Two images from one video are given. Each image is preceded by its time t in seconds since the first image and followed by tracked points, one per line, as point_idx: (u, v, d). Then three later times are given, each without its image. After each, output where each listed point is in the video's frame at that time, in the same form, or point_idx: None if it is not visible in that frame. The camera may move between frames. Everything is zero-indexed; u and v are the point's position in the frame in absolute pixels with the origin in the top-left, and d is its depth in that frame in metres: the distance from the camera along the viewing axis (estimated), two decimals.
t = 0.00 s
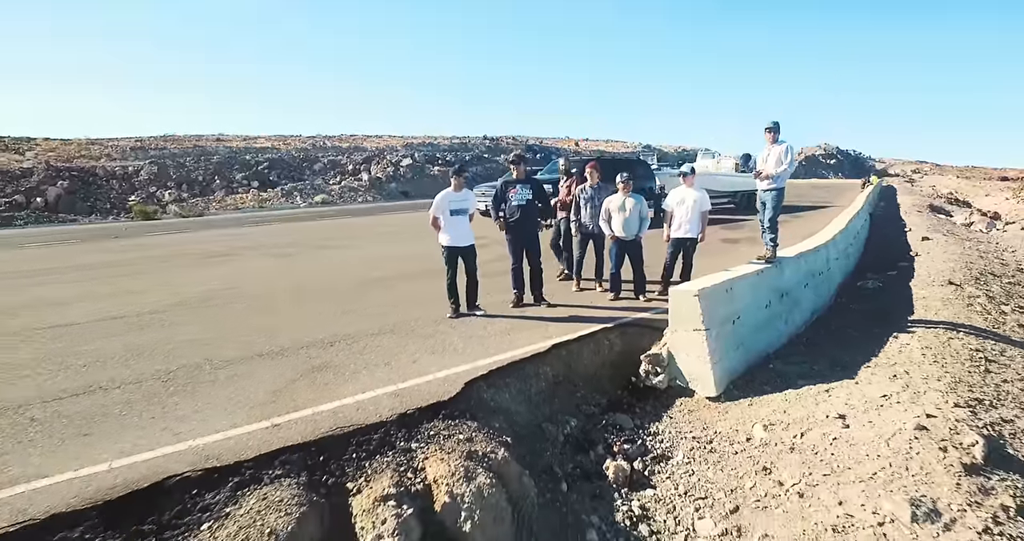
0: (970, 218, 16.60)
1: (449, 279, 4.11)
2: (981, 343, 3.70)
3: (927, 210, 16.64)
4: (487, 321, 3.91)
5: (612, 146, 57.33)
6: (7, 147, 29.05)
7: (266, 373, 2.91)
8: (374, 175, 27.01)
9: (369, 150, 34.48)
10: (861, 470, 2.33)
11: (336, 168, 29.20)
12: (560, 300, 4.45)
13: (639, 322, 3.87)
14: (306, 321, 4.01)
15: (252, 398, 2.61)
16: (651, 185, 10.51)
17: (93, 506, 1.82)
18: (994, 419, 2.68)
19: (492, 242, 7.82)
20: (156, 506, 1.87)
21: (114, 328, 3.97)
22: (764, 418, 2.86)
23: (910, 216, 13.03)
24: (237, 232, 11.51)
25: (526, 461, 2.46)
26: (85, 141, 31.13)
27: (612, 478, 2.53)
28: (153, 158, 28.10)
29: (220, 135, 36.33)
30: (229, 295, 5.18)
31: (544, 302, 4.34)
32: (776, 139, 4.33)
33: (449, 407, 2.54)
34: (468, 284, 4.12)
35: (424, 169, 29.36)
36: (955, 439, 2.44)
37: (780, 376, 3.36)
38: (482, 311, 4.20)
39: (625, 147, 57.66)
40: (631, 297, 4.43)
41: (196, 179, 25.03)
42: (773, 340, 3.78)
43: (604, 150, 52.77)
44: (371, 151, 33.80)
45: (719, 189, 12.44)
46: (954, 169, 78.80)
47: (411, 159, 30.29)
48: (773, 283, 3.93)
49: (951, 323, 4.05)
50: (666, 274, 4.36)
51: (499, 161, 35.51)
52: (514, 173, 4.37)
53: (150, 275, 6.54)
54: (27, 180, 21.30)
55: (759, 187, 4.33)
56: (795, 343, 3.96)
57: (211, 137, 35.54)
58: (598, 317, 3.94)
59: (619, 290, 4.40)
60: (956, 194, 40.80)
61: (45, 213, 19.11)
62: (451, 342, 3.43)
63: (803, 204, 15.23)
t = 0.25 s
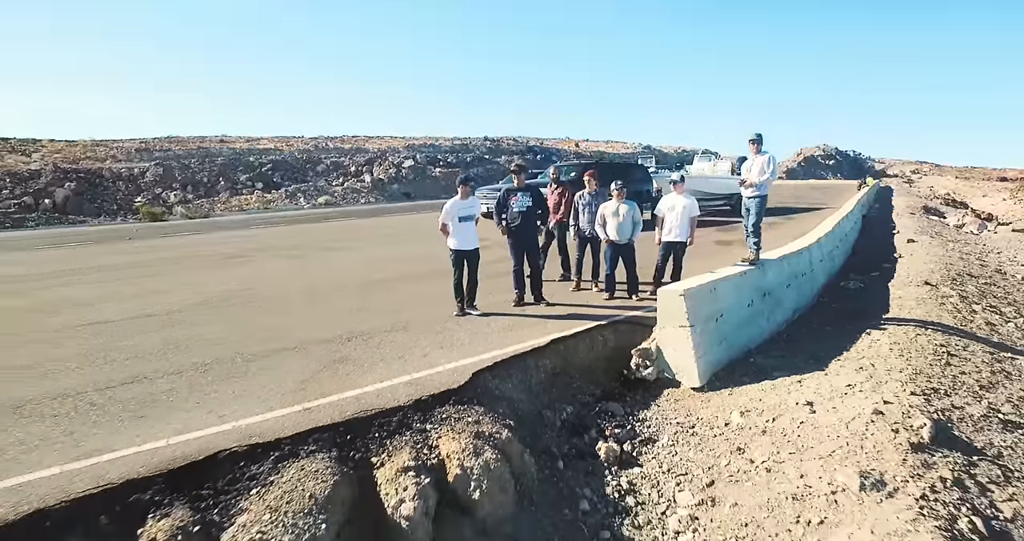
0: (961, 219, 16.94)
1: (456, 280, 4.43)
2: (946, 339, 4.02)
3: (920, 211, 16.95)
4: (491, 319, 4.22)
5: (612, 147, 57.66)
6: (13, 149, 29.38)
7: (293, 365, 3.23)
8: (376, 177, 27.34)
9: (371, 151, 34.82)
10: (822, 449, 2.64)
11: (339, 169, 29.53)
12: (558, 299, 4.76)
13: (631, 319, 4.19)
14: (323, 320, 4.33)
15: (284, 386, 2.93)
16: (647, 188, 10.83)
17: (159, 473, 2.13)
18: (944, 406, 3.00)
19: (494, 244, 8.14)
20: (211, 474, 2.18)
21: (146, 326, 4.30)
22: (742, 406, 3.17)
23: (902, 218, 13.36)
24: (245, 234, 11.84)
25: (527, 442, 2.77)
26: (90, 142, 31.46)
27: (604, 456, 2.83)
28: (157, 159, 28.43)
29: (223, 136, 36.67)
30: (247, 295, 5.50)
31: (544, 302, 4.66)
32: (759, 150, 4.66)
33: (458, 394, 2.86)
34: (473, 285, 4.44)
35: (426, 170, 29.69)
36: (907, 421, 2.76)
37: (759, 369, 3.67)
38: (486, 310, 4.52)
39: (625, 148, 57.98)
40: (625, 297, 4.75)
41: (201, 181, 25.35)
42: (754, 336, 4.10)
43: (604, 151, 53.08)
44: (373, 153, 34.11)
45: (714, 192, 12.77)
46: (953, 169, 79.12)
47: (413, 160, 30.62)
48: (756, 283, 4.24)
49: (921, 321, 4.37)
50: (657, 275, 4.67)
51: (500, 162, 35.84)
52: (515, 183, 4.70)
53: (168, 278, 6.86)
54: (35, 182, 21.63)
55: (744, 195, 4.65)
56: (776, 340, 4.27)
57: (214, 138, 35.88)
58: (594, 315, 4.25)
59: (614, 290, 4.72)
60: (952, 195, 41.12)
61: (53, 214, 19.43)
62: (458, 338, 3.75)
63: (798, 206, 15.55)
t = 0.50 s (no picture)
0: (952, 221, 17.30)
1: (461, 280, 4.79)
2: (910, 334, 4.37)
3: (912, 213, 17.29)
4: (494, 316, 4.58)
5: (612, 147, 58.01)
6: (19, 150, 29.76)
7: (315, 357, 3.59)
8: (379, 178, 27.70)
9: (373, 153, 35.18)
10: (785, 429, 2.99)
11: (342, 170, 29.89)
12: (555, 298, 5.12)
13: (622, 317, 4.54)
14: (337, 317, 4.69)
15: (309, 375, 3.29)
16: (643, 191, 11.19)
17: (211, 445, 2.48)
18: (898, 392, 3.35)
19: (495, 246, 8.50)
20: (253, 447, 2.54)
21: (175, 323, 4.67)
22: (720, 393, 3.52)
23: (892, 219, 13.70)
24: (254, 235, 12.22)
25: (526, 423, 3.12)
26: (96, 144, 31.85)
27: (594, 435, 3.18)
28: (162, 161, 28.81)
29: (226, 138, 37.05)
30: (264, 295, 5.86)
31: (542, 300, 5.01)
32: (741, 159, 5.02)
33: (464, 381, 3.21)
34: (476, 285, 4.80)
35: (427, 171, 30.05)
36: (861, 405, 3.11)
37: (737, 361, 4.02)
38: (488, 308, 4.88)
39: (625, 148, 58.30)
40: (617, 295, 5.10)
41: (206, 182, 25.73)
42: (736, 331, 4.45)
43: (604, 151, 53.42)
44: (375, 154, 34.49)
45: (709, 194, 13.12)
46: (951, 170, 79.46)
47: (415, 162, 30.98)
48: (739, 283, 4.60)
49: (890, 318, 4.73)
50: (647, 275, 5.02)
51: (500, 163, 36.19)
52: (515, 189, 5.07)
53: (185, 279, 7.22)
54: (43, 184, 22.02)
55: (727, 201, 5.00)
56: (757, 335, 4.62)
57: (218, 140, 36.27)
58: (588, 312, 4.61)
59: (607, 289, 5.08)
60: (949, 196, 41.46)
61: (62, 216, 19.80)
62: (463, 333, 4.11)
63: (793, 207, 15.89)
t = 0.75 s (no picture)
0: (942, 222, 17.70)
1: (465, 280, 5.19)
2: (875, 329, 4.77)
3: (903, 214, 17.70)
4: (494, 312, 4.99)
5: (612, 148, 58.41)
6: (26, 152, 30.17)
7: (334, 349, 4.00)
8: (381, 180, 28.11)
9: (374, 154, 35.58)
10: (750, 410, 3.39)
11: (344, 172, 30.29)
12: (551, 296, 5.53)
13: (612, 313, 4.95)
14: (350, 314, 5.10)
15: (330, 364, 3.71)
16: (638, 194, 11.61)
17: (252, 422, 2.89)
18: (855, 380, 3.75)
19: (495, 247, 8.91)
20: (287, 423, 2.94)
21: (201, 320, 5.08)
22: (697, 381, 3.92)
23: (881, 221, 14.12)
24: (262, 237, 12.62)
25: (522, 405, 3.53)
26: (101, 146, 32.25)
27: (584, 416, 3.57)
28: (167, 162, 29.20)
29: (230, 140, 37.45)
30: (279, 294, 6.28)
31: (539, 298, 5.41)
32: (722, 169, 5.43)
33: (467, 369, 3.62)
34: (479, 284, 5.20)
35: (429, 173, 30.45)
36: (819, 390, 3.51)
37: (716, 354, 4.42)
38: (489, 306, 5.28)
39: (625, 149, 58.69)
40: (608, 294, 5.51)
41: (211, 184, 26.13)
42: (716, 327, 4.85)
43: (604, 152, 53.79)
44: (377, 156, 34.90)
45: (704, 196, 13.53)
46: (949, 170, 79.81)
47: (416, 163, 31.37)
48: (719, 282, 4.99)
49: (859, 314, 5.13)
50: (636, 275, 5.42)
51: (500, 164, 36.58)
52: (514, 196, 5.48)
53: (201, 280, 7.63)
54: (52, 186, 22.44)
55: (709, 207, 5.41)
56: (736, 330, 5.02)
57: (222, 141, 36.68)
58: (581, 309, 5.01)
59: (599, 288, 5.48)
60: (945, 197, 41.84)
61: (71, 217, 20.20)
62: (466, 327, 4.52)
63: (786, 209, 16.29)
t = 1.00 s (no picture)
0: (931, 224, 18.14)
1: (466, 279, 5.65)
2: (840, 324, 5.23)
3: (893, 216, 18.15)
4: (493, 309, 5.45)
5: (611, 149, 58.87)
6: (34, 154, 30.66)
7: (348, 342, 4.46)
8: (383, 181, 28.58)
9: (376, 156, 36.03)
10: (718, 393, 3.85)
11: (346, 173, 30.75)
12: (545, 294, 5.98)
13: (601, 310, 5.40)
14: (360, 312, 5.56)
15: (346, 354, 4.17)
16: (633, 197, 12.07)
17: (282, 402, 3.34)
18: (813, 368, 4.20)
19: (495, 249, 9.37)
20: (312, 403, 3.40)
21: (224, 318, 5.55)
22: (673, 370, 4.36)
23: (868, 223, 14.58)
24: (271, 238, 13.10)
25: (517, 390, 3.98)
26: (107, 148, 32.71)
27: (571, 400, 4.01)
28: (173, 164, 29.67)
29: (233, 141, 37.92)
30: (293, 294, 6.75)
31: (534, 296, 5.87)
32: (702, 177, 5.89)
33: (468, 358, 4.08)
34: (479, 283, 5.66)
35: (430, 174, 30.91)
36: (779, 377, 3.96)
37: (693, 347, 4.86)
38: (488, 303, 5.74)
39: (624, 151, 59.15)
40: (598, 292, 5.96)
41: (216, 185, 26.61)
42: (695, 322, 5.29)
43: (604, 153, 54.23)
44: (379, 157, 35.35)
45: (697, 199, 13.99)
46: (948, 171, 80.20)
47: (417, 165, 31.83)
48: (699, 282, 5.44)
49: (828, 311, 5.59)
50: (624, 274, 5.88)
51: (500, 165, 37.04)
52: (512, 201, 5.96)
53: (216, 280, 8.10)
54: (61, 188, 22.91)
55: (691, 212, 5.86)
56: (714, 325, 5.46)
57: (226, 143, 37.15)
58: (573, 306, 5.47)
59: (589, 286, 5.93)
60: (941, 198, 42.28)
61: (81, 218, 20.67)
62: (467, 322, 4.98)
63: (778, 210, 16.74)
